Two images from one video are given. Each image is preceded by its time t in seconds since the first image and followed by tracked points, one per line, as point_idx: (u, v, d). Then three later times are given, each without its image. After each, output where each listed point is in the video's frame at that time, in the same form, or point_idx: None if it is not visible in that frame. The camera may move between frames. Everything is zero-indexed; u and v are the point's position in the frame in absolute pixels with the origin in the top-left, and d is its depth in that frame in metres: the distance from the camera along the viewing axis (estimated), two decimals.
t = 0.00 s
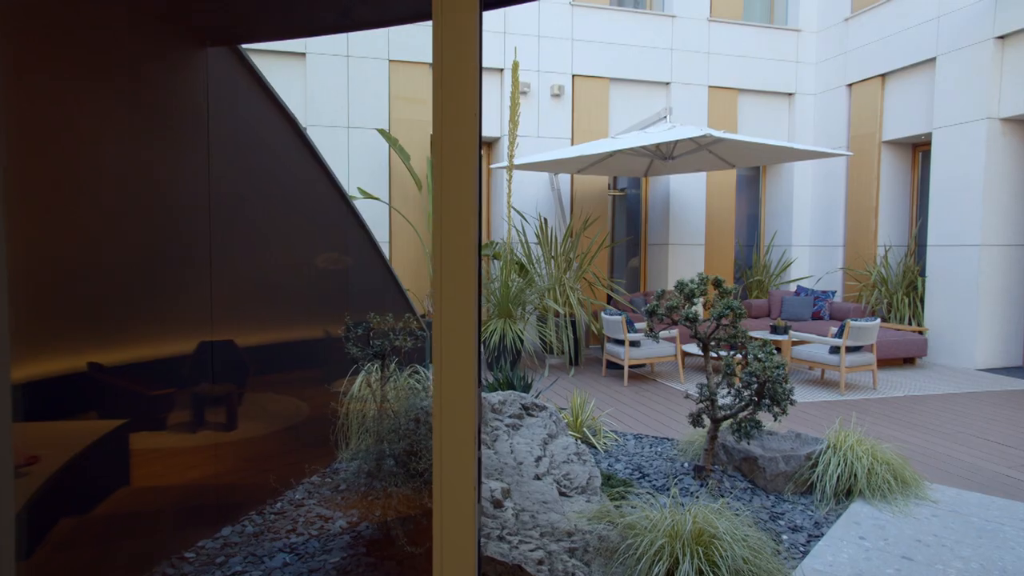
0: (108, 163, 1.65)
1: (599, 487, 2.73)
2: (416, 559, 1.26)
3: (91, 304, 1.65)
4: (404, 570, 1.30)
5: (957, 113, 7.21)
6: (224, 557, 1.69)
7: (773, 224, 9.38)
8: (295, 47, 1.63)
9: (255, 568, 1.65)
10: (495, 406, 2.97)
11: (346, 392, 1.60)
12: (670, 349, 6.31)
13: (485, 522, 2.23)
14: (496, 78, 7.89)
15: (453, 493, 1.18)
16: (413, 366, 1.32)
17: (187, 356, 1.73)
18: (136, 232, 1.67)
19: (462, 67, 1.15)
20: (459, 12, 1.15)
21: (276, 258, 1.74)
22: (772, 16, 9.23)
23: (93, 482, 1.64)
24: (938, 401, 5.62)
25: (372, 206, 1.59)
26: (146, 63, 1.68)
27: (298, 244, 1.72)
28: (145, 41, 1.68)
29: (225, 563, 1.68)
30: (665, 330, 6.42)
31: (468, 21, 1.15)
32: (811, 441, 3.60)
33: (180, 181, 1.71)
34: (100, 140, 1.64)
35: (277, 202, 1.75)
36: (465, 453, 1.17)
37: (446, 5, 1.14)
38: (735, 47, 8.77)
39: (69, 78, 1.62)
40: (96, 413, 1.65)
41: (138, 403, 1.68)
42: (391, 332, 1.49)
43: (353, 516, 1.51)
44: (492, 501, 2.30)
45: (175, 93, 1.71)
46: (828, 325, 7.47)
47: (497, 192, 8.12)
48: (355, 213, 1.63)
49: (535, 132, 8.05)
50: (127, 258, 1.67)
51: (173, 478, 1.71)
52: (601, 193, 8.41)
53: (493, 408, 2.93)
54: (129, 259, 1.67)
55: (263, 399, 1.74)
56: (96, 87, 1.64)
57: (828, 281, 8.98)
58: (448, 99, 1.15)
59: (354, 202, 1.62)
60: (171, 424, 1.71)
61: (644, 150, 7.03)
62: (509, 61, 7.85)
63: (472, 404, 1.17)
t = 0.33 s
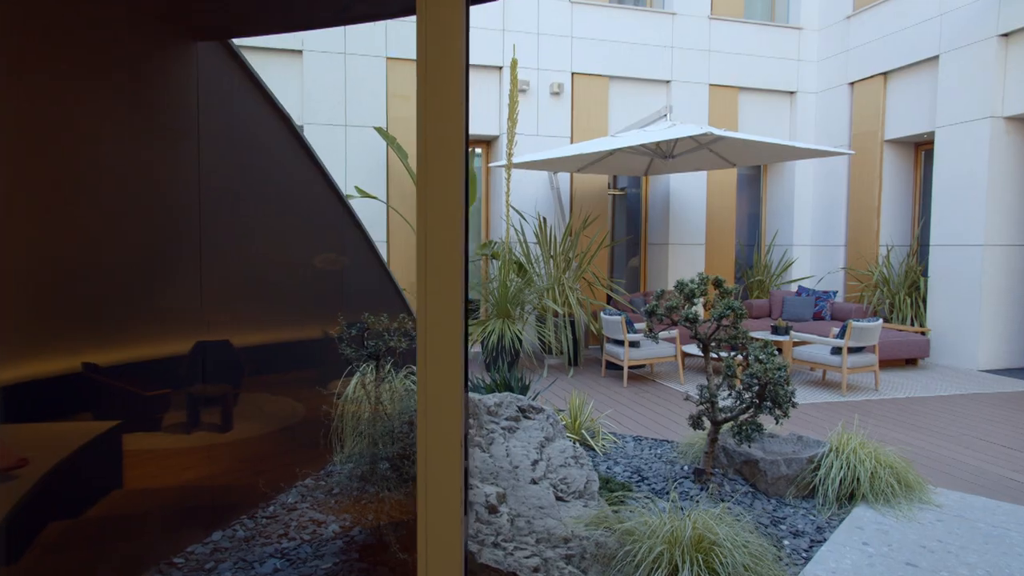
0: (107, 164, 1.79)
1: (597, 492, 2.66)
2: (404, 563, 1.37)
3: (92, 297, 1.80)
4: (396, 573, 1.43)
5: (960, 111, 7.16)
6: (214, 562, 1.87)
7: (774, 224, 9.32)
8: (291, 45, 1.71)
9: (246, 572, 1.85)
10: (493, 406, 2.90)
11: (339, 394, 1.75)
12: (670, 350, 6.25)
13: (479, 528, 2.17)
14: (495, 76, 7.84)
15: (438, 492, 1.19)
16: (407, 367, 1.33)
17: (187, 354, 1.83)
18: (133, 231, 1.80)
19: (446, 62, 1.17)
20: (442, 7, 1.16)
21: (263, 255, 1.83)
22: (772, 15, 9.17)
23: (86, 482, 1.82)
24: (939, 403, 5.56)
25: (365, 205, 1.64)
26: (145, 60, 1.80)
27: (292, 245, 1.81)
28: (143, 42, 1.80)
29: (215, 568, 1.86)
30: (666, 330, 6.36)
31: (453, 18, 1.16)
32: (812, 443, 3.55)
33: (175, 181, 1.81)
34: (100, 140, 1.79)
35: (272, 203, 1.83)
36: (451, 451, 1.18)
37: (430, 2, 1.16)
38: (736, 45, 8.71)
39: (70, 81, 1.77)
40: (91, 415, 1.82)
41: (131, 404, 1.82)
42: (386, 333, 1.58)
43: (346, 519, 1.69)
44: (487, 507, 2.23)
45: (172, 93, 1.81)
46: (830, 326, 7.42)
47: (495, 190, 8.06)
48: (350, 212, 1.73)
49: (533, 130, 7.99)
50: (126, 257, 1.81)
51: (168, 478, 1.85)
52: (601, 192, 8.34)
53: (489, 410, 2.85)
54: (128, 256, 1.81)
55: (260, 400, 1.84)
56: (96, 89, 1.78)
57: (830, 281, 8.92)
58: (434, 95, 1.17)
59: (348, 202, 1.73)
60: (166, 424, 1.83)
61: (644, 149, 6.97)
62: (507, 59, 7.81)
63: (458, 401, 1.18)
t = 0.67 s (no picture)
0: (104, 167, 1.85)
1: (596, 501, 2.57)
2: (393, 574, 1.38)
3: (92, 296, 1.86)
4: None
5: (964, 109, 7.08)
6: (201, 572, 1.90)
7: (776, 224, 9.23)
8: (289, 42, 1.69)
9: None
10: (489, 412, 2.78)
11: (334, 399, 1.72)
12: (671, 352, 6.17)
13: (473, 540, 2.10)
14: (493, 75, 7.78)
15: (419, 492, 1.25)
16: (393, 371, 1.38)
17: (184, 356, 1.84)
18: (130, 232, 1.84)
19: (427, 57, 1.20)
20: (423, 4, 1.20)
21: (251, 251, 1.81)
22: (773, 14, 9.11)
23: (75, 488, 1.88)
24: (944, 406, 5.48)
25: (363, 205, 1.65)
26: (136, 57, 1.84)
27: (287, 244, 1.78)
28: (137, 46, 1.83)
29: None
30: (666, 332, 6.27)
31: (434, 20, 1.20)
32: (817, 449, 3.45)
33: (165, 179, 1.83)
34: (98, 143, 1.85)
35: (267, 202, 1.82)
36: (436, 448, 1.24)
37: None
38: (737, 43, 8.62)
39: (69, 90, 1.86)
40: (83, 418, 1.87)
41: (123, 406, 1.86)
42: (381, 335, 1.53)
43: (337, 529, 1.72)
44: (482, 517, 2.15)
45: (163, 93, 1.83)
46: (832, 327, 7.34)
47: (494, 190, 7.99)
48: (344, 210, 1.75)
49: (533, 129, 7.91)
50: (122, 257, 1.84)
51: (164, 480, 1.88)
52: (601, 191, 8.25)
53: (483, 416, 2.74)
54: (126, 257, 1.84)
55: (254, 403, 1.81)
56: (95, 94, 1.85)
57: (832, 281, 8.84)
58: (418, 95, 1.19)
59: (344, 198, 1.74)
60: (160, 427, 1.86)
61: (644, 148, 6.90)
62: (505, 57, 7.74)
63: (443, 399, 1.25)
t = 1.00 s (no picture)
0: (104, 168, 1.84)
1: (595, 517, 2.47)
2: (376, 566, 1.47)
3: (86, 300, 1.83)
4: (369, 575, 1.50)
5: (968, 108, 6.98)
6: None
7: (777, 224, 9.12)
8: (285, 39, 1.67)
9: None
10: (485, 423, 2.66)
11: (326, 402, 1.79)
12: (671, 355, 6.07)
13: (467, 561, 2.00)
14: (491, 74, 7.72)
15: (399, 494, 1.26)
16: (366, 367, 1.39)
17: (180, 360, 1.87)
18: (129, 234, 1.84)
19: (405, 59, 1.20)
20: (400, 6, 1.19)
21: (250, 251, 1.83)
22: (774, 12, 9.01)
23: (66, 493, 1.87)
24: (949, 410, 5.39)
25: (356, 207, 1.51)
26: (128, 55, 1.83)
27: (283, 245, 1.80)
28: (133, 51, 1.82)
29: None
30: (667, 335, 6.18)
31: (415, 25, 1.20)
32: (824, 458, 3.35)
33: (159, 179, 1.84)
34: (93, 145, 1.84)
35: (263, 202, 1.83)
36: (418, 453, 1.25)
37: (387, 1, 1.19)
38: (738, 42, 8.52)
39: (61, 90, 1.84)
40: (76, 421, 1.87)
41: (115, 410, 1.86)
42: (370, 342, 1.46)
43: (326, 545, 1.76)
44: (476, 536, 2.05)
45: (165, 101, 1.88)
46: (834, 330, 7.25)
47: (491, 190, 7.88)
48: (338, 214, 1.70)
49: (531, 128, 7.81)
50: (118, 257, 1.84)
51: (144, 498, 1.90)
52: (600, 192, 8.15)
53: (480, 426, 2.63)
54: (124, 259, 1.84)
55: (248, 407, 1.85)
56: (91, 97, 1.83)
57: (834, 283, 8.75)
58: (400, 101, 1.21)
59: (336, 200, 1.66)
60: (153, 430, 1.86)
61: (644, 148, 6.81)
62: (504, 56, 7.65)
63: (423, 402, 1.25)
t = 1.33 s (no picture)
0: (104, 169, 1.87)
1: (592, 535, 2.40)
2: None
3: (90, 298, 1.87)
4: None
5: (971, 106, 6.89)
6: None
7: (776, 224, 9.03)
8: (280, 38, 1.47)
9: None
10: (479, 436, 2.57)
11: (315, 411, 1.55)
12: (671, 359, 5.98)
13: None
14: (487, 72, 7.63)
15: (366, 512, 1.16)
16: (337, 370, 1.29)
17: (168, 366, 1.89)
18: (129, 234, 1.85)
19: (376, 56, 1.09)
20: None
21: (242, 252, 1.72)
22: (774, 11, 8.92)
23: (55, 498, 1.90)
24: (953, 415, 5.31)
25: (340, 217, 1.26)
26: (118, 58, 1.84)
27: (277, 245, 1.64)
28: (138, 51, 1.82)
29: None
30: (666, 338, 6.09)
31: (386, 18, 1.09)
32: (828, 469, 3.25)
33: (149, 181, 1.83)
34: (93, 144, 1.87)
35: (256, 202, 1.74)
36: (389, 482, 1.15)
37: None
38: (738, 41, 8.43)
39: (61, 90, 1.88)
40: (65, 427, 1.92)
41: (102, 415, 1.89)
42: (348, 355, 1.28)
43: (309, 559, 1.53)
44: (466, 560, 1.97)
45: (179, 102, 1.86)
46: (834, 332, 7.18)
47: (488, 190, 7.79)
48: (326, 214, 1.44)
49: (528, 128, 7.71)
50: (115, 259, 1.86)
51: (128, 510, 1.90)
52: (598, 192, 8.05)
53: (473, 441, 2.53)
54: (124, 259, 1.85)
55: (240, 409, 1.76)
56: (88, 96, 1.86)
57: (834, 284, 8.66)
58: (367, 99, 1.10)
59: (321, 201, 1.40)
60: (144, 437, 1.87)
61: (643, 148, 6.71)
62: (501, 55, 7.55)
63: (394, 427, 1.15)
